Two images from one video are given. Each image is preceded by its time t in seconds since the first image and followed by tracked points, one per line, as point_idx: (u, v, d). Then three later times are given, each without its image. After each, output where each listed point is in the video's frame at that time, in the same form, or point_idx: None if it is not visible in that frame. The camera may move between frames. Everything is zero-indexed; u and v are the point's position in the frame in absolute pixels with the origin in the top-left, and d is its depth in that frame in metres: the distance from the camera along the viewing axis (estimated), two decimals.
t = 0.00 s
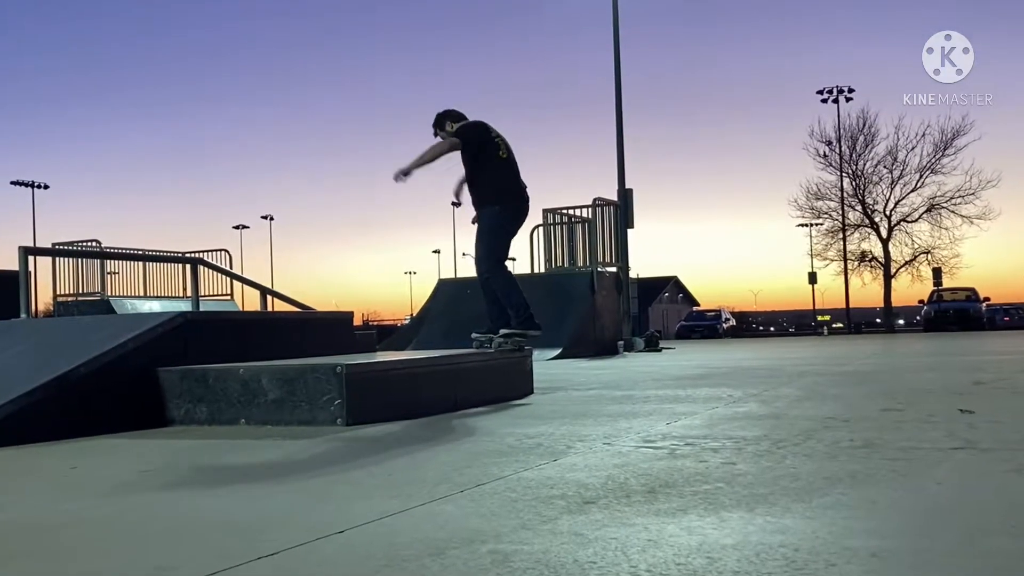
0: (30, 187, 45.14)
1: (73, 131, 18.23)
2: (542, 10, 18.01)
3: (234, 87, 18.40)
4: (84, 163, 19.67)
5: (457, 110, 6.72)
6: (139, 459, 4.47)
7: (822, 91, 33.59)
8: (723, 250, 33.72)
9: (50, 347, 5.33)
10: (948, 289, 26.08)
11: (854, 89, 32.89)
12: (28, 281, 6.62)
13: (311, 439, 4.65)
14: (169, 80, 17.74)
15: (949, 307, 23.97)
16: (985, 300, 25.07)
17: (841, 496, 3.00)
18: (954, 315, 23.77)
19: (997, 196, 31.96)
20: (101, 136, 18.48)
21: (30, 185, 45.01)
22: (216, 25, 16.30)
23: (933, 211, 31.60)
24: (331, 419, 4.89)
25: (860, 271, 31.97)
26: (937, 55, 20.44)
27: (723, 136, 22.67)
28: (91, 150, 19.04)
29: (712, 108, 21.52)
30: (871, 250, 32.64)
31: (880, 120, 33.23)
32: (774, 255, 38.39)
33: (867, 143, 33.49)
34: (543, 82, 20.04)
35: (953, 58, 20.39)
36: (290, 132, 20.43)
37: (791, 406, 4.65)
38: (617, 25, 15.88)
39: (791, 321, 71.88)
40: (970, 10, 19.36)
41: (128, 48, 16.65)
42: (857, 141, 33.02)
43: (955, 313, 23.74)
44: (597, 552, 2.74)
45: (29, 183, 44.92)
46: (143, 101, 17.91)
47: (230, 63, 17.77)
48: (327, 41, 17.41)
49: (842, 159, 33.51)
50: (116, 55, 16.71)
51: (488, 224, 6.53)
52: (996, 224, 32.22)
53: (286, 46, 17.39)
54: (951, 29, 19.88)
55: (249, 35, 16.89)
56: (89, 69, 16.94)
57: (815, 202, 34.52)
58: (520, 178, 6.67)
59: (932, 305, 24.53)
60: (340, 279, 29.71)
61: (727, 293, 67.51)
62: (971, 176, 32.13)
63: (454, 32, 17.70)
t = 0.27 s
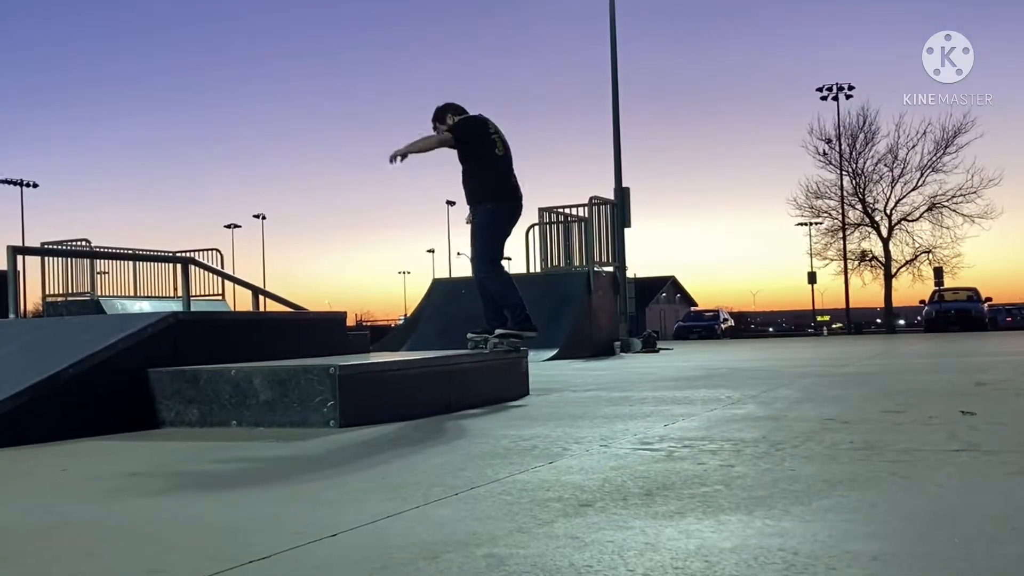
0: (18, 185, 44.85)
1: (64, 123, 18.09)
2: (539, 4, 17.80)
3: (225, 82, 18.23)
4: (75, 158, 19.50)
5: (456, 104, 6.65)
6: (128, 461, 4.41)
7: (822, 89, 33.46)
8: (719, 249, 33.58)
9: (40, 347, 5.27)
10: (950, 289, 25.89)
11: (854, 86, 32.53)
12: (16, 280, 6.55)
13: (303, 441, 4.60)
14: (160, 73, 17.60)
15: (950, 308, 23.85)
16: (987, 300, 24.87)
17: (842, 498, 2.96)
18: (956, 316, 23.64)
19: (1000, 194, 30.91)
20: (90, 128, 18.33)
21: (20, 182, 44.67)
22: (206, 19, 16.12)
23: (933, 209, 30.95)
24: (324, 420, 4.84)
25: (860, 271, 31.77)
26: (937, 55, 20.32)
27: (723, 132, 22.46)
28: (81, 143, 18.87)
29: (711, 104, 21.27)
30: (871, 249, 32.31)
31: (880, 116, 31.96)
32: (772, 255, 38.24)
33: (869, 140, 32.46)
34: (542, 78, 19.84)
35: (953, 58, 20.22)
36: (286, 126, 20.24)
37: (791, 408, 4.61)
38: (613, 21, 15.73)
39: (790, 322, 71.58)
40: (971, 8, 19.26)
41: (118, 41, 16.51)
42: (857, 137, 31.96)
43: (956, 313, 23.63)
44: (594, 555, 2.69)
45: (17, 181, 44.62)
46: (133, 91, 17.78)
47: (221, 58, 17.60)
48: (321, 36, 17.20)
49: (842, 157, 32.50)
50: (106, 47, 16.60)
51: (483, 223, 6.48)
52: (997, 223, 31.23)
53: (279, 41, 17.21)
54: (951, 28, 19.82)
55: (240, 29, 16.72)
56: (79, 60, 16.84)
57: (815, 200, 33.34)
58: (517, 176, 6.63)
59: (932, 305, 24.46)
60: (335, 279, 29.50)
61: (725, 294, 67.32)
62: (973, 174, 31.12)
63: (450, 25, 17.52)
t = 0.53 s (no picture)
0: (7, 184, 44.48)
1: (56, 121, 17.91)
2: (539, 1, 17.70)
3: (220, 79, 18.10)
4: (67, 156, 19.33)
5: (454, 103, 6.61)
6: (118, 464, 4.34)
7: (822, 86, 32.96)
8: (716, 250, 33.49)
9: (28, 348, 5.20)
10: (952, 289, 25.76)
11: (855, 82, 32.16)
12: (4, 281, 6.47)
13: (295, 443, 4.54)
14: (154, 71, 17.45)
15: (952, 308, 23.88)
16: (989, 300, 24.73)
17: (842, 501, 2.92)
18: (958, 317, 23.66)
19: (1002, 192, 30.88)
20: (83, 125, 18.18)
21: (9, 181, 44.27)
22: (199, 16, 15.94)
23: (935, 208, 30.71)
24: (317, 422, 4.79)
25: (860, 272, 31.59)
26: (937, 55, 20.15)
27: (724, 129, 22.30)
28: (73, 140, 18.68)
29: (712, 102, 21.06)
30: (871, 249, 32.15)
31: (881, 113, 31.93)
32: (770, 255, 38.16)
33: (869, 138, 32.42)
34: (541, 74, 19.69)
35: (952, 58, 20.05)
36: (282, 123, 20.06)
37: (790, 409, 4.57)
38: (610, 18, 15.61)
39: (789, 321, 71.44)
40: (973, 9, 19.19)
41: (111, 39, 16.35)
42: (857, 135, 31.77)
43: (958, 313, 23.65)
44: (591, 559, 2.64)
45: (7, 180, 44.23)
46: (128, 88, 17.64)
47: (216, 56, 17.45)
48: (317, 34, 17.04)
49: (842, 155, 32.34)
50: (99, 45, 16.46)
51: (476, 223, 6.43)
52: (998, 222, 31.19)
53: (274, 39, 17.07)
54: (951, 28, 19.67)
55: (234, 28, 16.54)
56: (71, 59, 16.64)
57: (815, 199, 33.13)
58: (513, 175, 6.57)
59: (934, 304, 24.44)
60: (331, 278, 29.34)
61: (723, 295, 67.27)
62: (974, 172, 30.98)
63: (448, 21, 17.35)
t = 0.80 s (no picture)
0: None
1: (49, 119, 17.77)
2: None
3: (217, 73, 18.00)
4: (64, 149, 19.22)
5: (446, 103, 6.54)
6: (107, 466, 4.28)
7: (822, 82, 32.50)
8: (713, 249, 33.43)
9: (17, 349, 5.14)
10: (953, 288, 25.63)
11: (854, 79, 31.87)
12: None
13: (287, 445, 4.48)
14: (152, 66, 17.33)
15: (954, 309, 23.72)
16: (990, 300, 24.57)
17: (841, 505, 2.88)
18: (960, 317, 23.52)
19: (1004, 191, 30.43)
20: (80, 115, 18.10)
21: None
22: (196, 10, 15.83)
23: (936, 207, 30.48)
24: (309, 424, 4.73)
25: (860, 271, 31.39)
26: (937, 55, 20.62)
27: (726, 127, 22.19)
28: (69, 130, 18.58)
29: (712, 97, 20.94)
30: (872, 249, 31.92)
31: (881, 110, 31.78)
32: (767, 255, 38.08)
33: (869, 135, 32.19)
34: (543, 69, 19.64)
35: (953, 58, 20.47)
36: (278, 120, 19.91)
37: (788, 411, 4.53)
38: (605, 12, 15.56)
39: (788, 321, 71.37)
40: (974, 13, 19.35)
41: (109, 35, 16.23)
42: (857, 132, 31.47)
43: (960, 313, 23.49)
44: (586, 563, 2.60)
45: None
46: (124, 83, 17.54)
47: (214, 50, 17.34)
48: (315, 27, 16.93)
49: (842, 153, 31.98)
50: (94, 42, 16.33)
51: (476, 222, 6.38)
52: (1000, 220, 30.88)
53: (274, 34, 17.00)
54: (951, 29, 19.91)
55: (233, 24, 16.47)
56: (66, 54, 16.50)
57: (815, 198, 32.92)
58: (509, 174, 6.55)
59: (936, 304, 24.29)
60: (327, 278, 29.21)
61: (721, 295, 67.27)
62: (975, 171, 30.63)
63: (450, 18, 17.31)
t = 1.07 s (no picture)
0: None
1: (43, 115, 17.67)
2: None
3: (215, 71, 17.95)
4: (61, 145, 19.16)
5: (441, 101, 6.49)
6: (95, 469, 4.22)
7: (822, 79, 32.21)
8: (709, 250, 33.43)
9: (6, 350, 5.08)
10: (954, 288, 25.56)
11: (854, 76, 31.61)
12: None
13: (279, 447, 4.43)
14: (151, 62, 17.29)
15: (955, 309, 23.32)
16: (993, 300, 24.46)
17: (841, 507, 2.83)
18: (960, 317, 23.21)
19: (1007, 189, 29.86)
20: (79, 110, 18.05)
21: None
22: (194, 5, 15.74)
23: (937, 206, 30.15)
24: (301, 426, 4.68)
25: (860, 271, 31.19)
26: (936, 55, 20.75)
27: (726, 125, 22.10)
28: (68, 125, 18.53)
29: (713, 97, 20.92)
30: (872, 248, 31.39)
31: (882, 108, 31.40)
32: (765, 256, 38.02)
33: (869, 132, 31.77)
34: (544, 67, 19.55)
35: (953, 58, 20.59)
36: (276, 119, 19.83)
37: (788, 413, 4.49)
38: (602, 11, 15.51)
39: (787, 321, 71.19)
40: (974, 14, 19.35)
41: (107, 31, 16.19)
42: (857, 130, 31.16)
43: (961, 313, 23.16)
44: (582, 566, 2.55)
45: None
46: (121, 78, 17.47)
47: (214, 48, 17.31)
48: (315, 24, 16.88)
49: (841, 151, 31.60)
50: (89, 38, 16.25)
51: (473, 222, 6.33)
52: (1003, 219, 30.38)
53: (271, 31, 16.91)
54: (951, 29, 19.99)
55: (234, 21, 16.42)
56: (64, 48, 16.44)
57: (814, 196, 32.57)
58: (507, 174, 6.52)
59: (938, 304, 24.03)
60: (323, 278, 29.09)
61: (719, 295, 67.29)
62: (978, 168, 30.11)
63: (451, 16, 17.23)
